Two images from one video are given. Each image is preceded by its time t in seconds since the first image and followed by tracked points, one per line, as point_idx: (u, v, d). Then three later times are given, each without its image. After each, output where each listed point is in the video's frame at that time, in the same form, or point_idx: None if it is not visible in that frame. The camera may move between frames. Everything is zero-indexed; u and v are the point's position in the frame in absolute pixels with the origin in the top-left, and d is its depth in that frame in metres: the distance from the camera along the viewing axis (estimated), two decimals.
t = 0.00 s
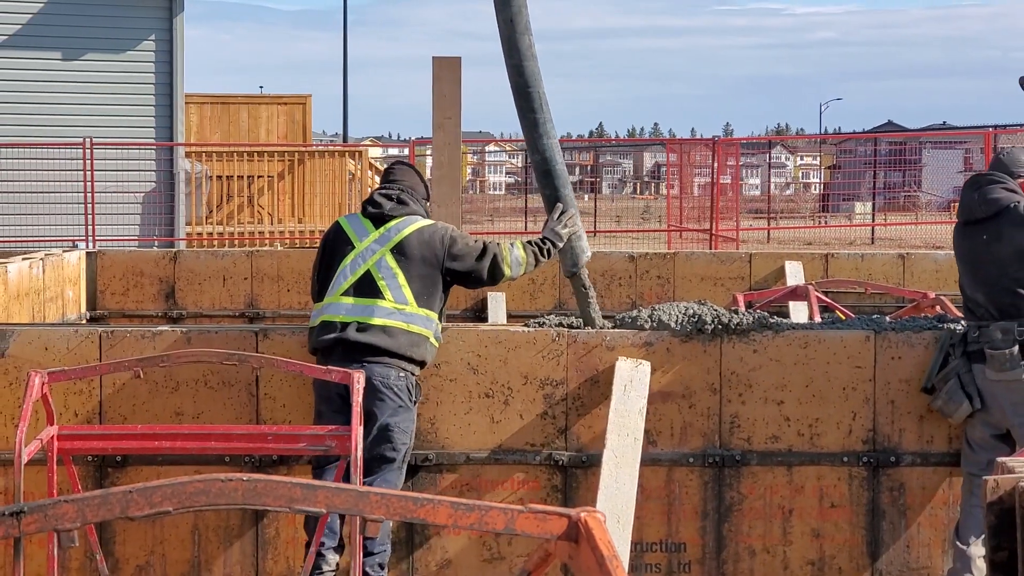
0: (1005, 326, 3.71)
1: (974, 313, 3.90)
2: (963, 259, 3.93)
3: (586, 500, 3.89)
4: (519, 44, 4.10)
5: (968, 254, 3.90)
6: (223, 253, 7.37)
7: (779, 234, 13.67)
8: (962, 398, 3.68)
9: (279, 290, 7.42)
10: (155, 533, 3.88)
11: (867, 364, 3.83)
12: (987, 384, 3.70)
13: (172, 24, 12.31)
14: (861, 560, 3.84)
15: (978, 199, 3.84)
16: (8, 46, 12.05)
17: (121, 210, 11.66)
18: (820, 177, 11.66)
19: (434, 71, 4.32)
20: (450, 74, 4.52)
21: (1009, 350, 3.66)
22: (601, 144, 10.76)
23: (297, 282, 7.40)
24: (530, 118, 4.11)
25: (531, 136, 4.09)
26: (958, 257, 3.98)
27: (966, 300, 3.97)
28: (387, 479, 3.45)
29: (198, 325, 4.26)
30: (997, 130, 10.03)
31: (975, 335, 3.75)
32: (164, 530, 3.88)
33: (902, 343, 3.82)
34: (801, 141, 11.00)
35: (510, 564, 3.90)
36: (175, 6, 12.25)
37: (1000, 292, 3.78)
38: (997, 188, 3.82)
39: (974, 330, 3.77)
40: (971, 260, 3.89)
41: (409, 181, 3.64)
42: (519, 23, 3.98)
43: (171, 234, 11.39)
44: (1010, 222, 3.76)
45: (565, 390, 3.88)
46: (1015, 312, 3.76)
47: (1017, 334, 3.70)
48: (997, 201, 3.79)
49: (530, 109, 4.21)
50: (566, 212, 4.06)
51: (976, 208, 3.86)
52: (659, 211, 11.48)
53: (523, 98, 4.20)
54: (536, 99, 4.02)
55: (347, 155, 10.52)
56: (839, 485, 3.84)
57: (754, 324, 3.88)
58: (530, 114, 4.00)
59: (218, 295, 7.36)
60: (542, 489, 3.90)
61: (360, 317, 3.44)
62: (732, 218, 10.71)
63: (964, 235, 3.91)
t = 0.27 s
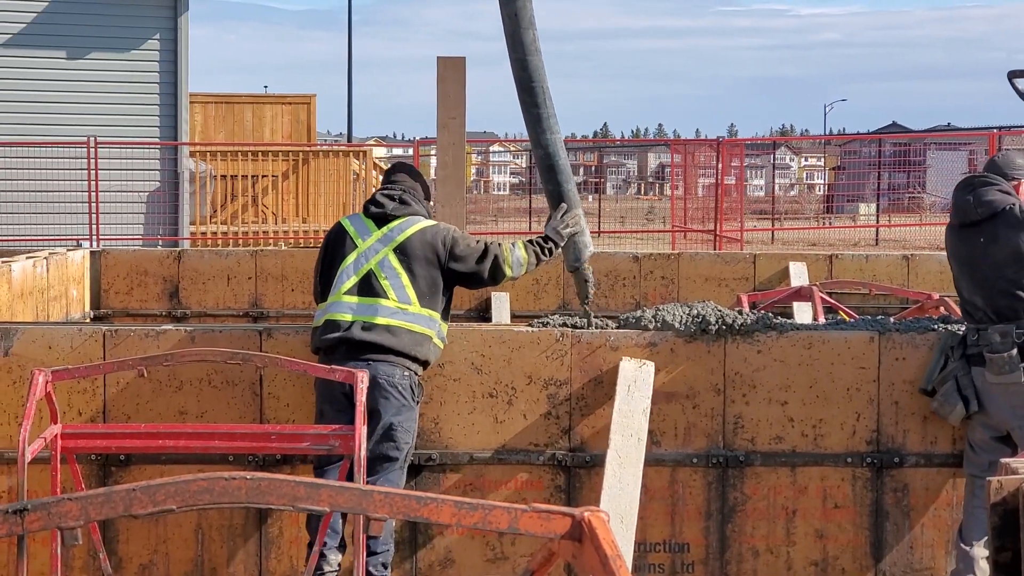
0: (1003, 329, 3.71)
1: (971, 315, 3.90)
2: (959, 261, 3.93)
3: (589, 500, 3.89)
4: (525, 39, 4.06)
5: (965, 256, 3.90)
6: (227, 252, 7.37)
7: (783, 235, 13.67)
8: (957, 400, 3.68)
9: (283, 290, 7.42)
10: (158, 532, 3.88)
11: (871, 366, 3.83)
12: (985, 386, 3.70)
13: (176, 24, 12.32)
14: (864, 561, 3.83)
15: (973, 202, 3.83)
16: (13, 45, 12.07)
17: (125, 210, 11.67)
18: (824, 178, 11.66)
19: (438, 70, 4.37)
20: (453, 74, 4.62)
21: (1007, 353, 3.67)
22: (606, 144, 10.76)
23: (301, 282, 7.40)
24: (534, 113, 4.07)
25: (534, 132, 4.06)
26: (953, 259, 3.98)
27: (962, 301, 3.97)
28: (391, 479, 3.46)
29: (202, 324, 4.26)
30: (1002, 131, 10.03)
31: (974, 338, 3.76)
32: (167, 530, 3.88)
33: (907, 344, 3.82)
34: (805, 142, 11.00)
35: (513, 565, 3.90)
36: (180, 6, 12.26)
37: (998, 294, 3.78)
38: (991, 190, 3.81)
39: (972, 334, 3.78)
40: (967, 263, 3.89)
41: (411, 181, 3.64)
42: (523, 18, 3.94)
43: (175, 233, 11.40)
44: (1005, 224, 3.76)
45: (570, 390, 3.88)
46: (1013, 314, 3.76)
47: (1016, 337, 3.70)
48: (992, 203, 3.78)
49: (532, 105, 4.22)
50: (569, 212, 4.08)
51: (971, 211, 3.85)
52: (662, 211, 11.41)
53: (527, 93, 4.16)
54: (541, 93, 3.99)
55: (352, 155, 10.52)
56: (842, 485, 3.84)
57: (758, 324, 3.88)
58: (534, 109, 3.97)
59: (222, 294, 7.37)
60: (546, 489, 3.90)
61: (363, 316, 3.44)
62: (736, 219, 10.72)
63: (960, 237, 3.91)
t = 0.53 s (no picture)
0: (1008, 330, 3.67)
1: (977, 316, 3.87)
2: (967, 261, 3.92)
3: (592, 501, 3.90)
4: (527, 31, 4.11)
5: (972, 258, 3.89)
6: (230, 252, 7.38)
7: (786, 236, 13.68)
8: (963, 402, 3.68)
9: (286, 289, 7.42)
10: (161, 532, 3.88)
11: (873, 366, 3.83)
12: (990, 388, 3.69)
13: (180, 23, 12.34)
14: (867, 561, 3.83)
15: (984, 203, 3.83)
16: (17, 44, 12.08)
17: (128, 209, 11.67)
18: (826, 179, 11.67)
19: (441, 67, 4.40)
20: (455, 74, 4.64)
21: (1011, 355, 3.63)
22: (610, 145, 10.77)
23: (304, 281, 7.40)
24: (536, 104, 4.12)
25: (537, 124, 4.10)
26: (960, 260, 3.98)
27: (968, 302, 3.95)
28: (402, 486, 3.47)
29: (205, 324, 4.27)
30: (1005, 132, 10.05)
31: (978, 340, 3.73)
32: (170, 529, 3.88)
33: (909, 345, 3.82)
34: (809, 143, 11.01)
35: (516, 565, 3.90)
36: (184, 6, 12.28)
37: (1004, 296, 3.78)
38: (1003, 192, 3.82)
39: (977, 335, 3.75)
40: (975, 264, 3.88)
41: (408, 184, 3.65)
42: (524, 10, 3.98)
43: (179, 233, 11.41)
44: (1015, 226, 3.76)
45: (572, 391, 3.88)
46: (1019, 317, 3.75)
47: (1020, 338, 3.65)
48: (1003, 205, 3.79)
49: (535, 97, 4.23)
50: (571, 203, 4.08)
51: (980, 212, 3.85)
52: (666, 212, 11.44)
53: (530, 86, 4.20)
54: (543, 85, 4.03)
55: (355, 155, 10.54)
56: (845, 485, 3.84)
57: (761, 324, 3.88)
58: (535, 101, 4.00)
59: (225, 294, 7.38)
60: (549, 489, 3.90)
61: (353, 316, 3.45)
62: (739, 220, 10.73)
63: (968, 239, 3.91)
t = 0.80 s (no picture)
0: (1009, 330, 3.70)
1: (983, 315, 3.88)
2: (974, 259, 3.94)
3: (592, 500, 3.90)
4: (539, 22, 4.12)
5: (979, 256, 3.91)
6: (231, 250, 7.38)
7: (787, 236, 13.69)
8: (964, 400, 3.69)
9: (287, 289, 7.42)
10: (162, 530, 3.89)
11: (874, 366, 3.83)
12: (990, 387, 3.70)
13: (181, 22, 12.35)
14: (867, 561, 3.84)
15: (992, 201, 3.84)
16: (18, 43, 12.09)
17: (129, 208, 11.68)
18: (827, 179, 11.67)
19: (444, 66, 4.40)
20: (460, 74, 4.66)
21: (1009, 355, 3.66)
22: (611, 145, 10.78)
23: (305, 281, 7.40)
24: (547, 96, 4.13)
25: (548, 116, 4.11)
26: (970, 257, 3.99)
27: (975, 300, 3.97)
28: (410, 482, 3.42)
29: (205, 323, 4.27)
30: (1006, 133, 10.05)
31: (980, 339, 3.75)
32: (170, 527, 3.89)
33: (909, 345, 3.82)
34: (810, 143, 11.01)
35: (516, 564, 3.91)
36: (185, 6, 12.29)
37: (1006, 294, 3.79)
38: (1011, 191, 3.82)
39: (979, 334, 3.76)
40: (982, 262, 3.89)
41: (412, 182, 3.63)
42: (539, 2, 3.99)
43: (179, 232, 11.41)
44: (1020, 226, 3.77)
45: (572, 390, 3.89)
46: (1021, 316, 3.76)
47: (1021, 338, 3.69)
48: (1011, 204, 3.79)
49: (546, 90, 4.24)
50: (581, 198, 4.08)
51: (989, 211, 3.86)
52: (667, 212, 11.45)
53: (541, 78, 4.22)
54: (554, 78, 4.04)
55: (356, 154, 10.55)
56: (844, 485, 3.84)
57: (763, 325, 3.88)
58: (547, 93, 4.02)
59: (225, 293, 7.37)
60: (549, 488, 3.90)
61: (367, 319, 3.45)
62: (740, 220, 10.73)
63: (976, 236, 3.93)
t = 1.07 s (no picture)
0: (1006, 326, 3.71)
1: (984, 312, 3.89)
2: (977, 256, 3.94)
3: (591, 498, 3.90)
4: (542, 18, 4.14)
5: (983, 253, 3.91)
6: (230, 248, 7.37)
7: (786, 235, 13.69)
8: (960, 395, 3.69)
9: (286, 286, 7.42)
10: (160, 527, 3.89)
11: (873, 365, 3.83)
12: (987, 382, 3.70)
13: (181, 20, 12.35)
14: (865, 559, 3.84)
15: (997, 199, 3.84)
16: (18, 40, 12.09)
17: (128, 205, 11.68)
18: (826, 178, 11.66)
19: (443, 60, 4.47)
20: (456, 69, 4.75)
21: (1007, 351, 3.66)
22: (611, 143, 10.78)
23: (305, 278, 7.40)
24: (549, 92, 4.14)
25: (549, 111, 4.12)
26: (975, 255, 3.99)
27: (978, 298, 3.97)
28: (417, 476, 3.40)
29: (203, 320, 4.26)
30: (1006, 132, 10.05)
31: (978, 335, 3.75)
32: (169, 524, 3.89)
33: (908, 344, 3.82)
34: (809, 142, 11.01)
35: (515, 561, 3.91)
36: (185, 3, 12.29)
37: (1006, 290, 3.79)
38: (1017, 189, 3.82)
39: (977, 330, 3.77)
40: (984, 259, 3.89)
41: (417, 176, 3.60)
42: None
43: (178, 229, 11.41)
44: None
45: (571, 388, 3.89)
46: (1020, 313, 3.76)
47: (1018, 335, 3.70)
48: (1015, 201, 3.79)
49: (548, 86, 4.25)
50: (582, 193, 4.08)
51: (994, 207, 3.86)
52: (666, 210, 11.45)
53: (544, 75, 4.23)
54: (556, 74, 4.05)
55: (356, 152, 10.56)
56: (842, 484, 3.84)
57: (763, 323, 3.88)
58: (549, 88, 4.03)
59: (225, 290, 7.37)
60: (548, 485, 3.90)
61: (382, 318, 3.45)
62: (739, 219, 10.73)
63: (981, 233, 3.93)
